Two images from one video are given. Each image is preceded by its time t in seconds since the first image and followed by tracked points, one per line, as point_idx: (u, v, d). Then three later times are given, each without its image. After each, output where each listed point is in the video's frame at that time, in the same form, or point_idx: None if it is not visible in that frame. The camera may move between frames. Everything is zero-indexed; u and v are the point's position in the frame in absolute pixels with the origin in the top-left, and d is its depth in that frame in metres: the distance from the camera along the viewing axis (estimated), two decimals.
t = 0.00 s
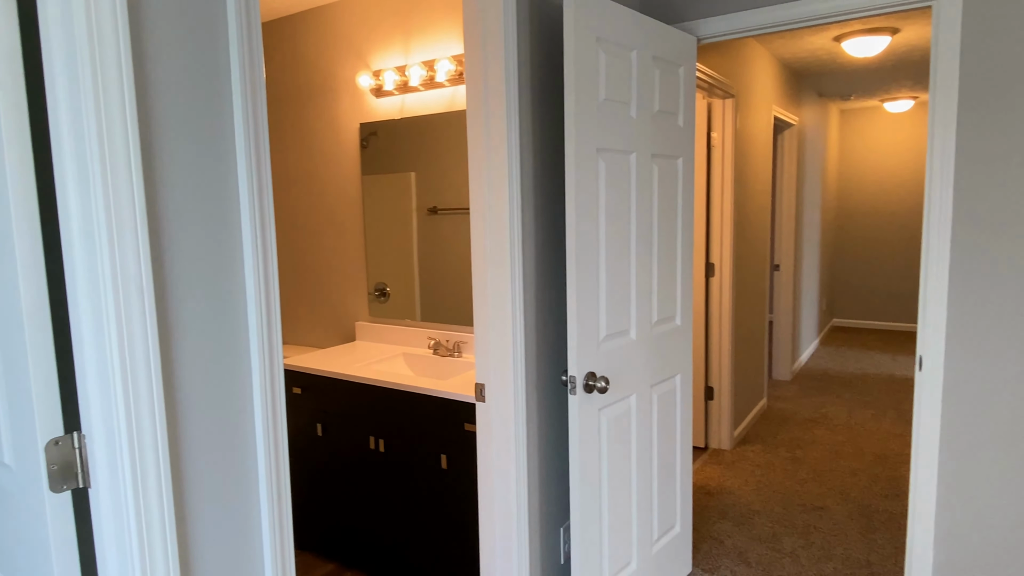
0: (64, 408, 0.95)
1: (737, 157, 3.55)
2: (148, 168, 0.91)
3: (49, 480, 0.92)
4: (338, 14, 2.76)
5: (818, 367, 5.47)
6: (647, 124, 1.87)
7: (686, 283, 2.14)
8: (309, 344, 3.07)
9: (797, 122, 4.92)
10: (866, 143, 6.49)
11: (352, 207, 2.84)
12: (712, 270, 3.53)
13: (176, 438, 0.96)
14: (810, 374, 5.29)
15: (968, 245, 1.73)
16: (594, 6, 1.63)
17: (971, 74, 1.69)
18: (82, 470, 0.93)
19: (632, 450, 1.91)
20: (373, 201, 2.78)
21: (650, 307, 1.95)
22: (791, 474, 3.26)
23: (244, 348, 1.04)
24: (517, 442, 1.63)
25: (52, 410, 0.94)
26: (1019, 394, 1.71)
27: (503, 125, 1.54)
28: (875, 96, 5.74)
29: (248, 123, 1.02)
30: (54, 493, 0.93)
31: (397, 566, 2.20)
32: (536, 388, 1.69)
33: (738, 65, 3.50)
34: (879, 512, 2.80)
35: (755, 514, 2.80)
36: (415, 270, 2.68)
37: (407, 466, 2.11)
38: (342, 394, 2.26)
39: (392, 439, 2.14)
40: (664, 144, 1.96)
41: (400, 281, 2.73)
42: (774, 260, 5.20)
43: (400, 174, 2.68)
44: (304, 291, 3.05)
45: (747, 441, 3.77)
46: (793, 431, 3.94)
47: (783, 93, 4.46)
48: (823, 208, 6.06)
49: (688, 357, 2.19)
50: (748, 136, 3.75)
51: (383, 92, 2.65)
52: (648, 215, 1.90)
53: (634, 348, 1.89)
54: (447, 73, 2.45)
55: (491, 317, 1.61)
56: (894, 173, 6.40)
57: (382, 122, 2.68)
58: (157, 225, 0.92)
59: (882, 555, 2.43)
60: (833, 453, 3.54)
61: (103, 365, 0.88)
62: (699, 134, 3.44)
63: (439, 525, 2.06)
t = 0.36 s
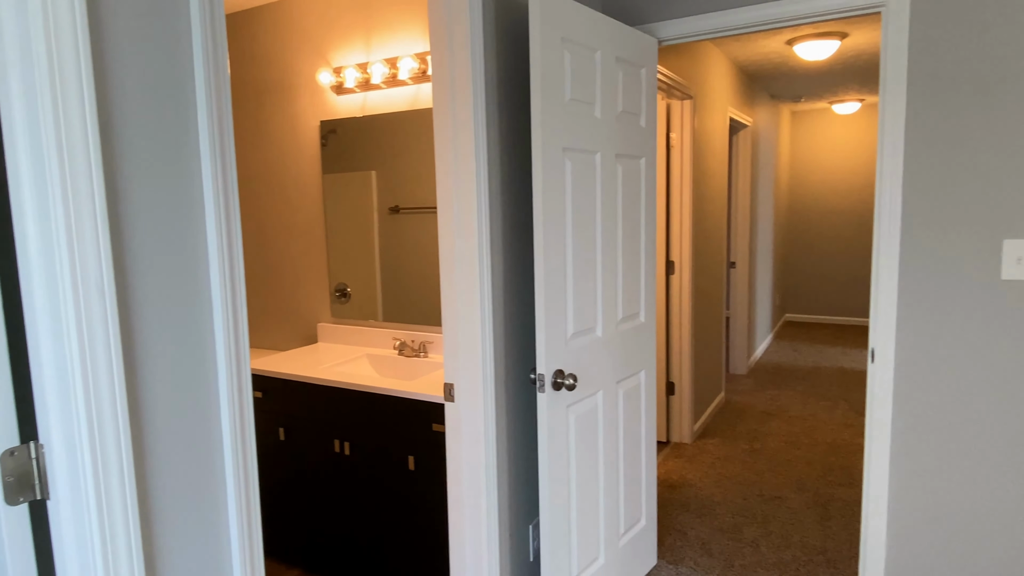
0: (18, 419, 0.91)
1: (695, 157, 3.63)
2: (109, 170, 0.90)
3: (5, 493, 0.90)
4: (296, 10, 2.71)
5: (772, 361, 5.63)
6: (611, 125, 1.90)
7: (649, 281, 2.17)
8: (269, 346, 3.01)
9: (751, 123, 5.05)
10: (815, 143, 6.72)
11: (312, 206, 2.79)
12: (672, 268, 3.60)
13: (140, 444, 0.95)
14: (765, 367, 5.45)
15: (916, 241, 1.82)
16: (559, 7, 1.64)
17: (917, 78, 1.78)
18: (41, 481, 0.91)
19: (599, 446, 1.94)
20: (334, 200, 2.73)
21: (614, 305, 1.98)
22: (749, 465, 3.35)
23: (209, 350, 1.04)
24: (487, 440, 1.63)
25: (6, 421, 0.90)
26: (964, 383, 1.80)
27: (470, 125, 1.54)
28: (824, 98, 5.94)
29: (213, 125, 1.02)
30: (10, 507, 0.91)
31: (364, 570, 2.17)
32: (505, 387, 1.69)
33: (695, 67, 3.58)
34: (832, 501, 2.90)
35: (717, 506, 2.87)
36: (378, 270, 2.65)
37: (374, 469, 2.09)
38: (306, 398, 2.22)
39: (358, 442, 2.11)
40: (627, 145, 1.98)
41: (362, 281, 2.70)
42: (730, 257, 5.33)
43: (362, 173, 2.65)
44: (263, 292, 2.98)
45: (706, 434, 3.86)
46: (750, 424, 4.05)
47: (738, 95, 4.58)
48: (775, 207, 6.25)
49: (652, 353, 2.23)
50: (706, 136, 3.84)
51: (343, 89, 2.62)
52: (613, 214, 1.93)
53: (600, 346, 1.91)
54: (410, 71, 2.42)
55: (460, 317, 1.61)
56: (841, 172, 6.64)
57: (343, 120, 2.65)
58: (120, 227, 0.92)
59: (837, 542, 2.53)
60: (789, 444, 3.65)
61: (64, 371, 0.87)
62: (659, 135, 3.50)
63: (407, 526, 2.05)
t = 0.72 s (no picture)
0: None
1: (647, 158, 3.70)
2: (46, 165, 0.87)
3: None
4: (244, 4, 2.64)
5: (722, 356, 5.78)
6: (565, 125, 1.91)
7: (604, 279, 2.21)
8: (218, 350, 2.92)
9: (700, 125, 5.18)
10: (761, 144, 6.94)
11: (262, 206, 2.73)
12: (626, 266, 3.65)
13: (83, 451, 0.92)
14: (715, 362, 5.60)
15: (856, 239, 1.90)
16: (513, 8, 1.65)
17: (855, 84, 1.86)
18: None
19: (557, 443, 1.95)
20: (285, 200, 2.68)
21: (570, 303, 2.00)
22: (701, 458, 3.44)
23: (156, 353, 1.01)
24: (445, 440, 1.62)
25: None
26: (900, 373, 1.89)
27: (424, 124, 1.53)
28: (769, 101, 6.13)
29: (159, 120, 0.99)
30: None
31: None
32: (463, 386, 1.69)
33: (647, 69, 3.64)
34: (780, 490, 3.00)
35: (671, 498, 2.94)
36: (332, 271, 2.61)
37: (330, 472, 2.06)
38: (258, 402, 2.17)
39: (312, 446, 2.08)
40: (581, 145, 2.01)
41: (316, 282, 2.65)
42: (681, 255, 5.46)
43: (314, 172, 2.61)
44: (212, 295, 2.90)
45: (660, 429, 3.94)
46: (702, 417, 4.16)
47: (688, 97, 4.69)
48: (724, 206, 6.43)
49: (606, 351, 2.26)
50: (657, 137, 3.91)
51: (294, 87, 2.57)
52: (567, 214, 1.95)
53: (556, 344, 1.92)
54: (363, 69, 2.39)
55: (417, 316, 1.60)
56: (786, 173, 6.88)
57: (294, 118, 2.59)
58: (59, 225, 0.89)
59: (785, 529, 2.62)
60: (739, 436, 3.76)
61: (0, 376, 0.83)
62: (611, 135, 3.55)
63: (364, 530, 2.02)
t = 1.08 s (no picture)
0: None
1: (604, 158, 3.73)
2: None
3: None
4: None
5: (680, 354, 5.88)
6: (521, 125, 1.91)
7: (561, 279, 2.21)
8: (166, 355, 2.82)
9: (656, 126, 5.26)
10: (716, 145, 7.09)
11: (211, 206, 2.64)
12: (584, 266, 3.68)
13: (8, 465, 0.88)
14: (673, 360, 5.69)
15: (804, 238, 1.95)
16: (465, 6, 1.63)
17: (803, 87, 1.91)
18: None
19: (515, 444, 1.95)
20: (236, 200, 2.60)
21: (527, 303, 1.99)
22: (659, 454, 3.49)
23: (87, 359, 0.97)
24: (400, 443, 1.60)
25: None
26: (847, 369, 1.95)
27: (375, 123, 1.51)
28: (723, 103, 6.26)
29: (88, 118, 0.96)
30: None
31: None
32: (418, 389, 1.67)
33: (603, 70, 3.67)
34: (735, 484, 3.07)
35: (629, 495, 2.97)
36: (286, 272, 2.55)
37: (283, 480, 2.01)
38: (207, 409, 2.10)
39: (264, 453, 2.02)
40: (537, 145, 2.01)
41: (269, 284, 2.58)
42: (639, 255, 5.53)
43: (268, 171, 2.55)
44: (159, 298, 2.80)
45: (619, 426, 3.97)
46: (660, 414, 4.22)
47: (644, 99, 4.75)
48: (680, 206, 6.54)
49: (564, 350, 2.27)
50: (614, 138, 3.95)
51: (243, 84, 2.50)
52: (524, 214, 1.94)
53: (513, 344, 1.91)
54: (315, 66, 2.34)
55: (370, 319, 1.57)
56: (740, 173, 7.04)
57: (245, 116, 2.53)
58: None
59: (739, 523, 2.67)
60: (695, 432, 3.83)
61: None
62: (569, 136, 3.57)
63: (318, 538, 1.98)
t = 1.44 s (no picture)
0: None
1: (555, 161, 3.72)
2: None
3: None
4: None
5: (633, 355, 5.93)
6: (464, 127, 1.87)
7: (508, 283, 2.18)
8: (95, 366, 2.68)
9: (607, 129, 5.29)
10: (667, 148, 7.19)
11: (143, 208, 2.52)
12: (536, 269, 3.66)
13: None
14: (626, 361, 5.74)
15: (745, 241, 1.98)
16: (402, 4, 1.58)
17: (744, 91, 1.93)
18: None
19: (460, 452, 1.90)
20: (171, 203, 2.48)
21: (473, 308, 1.95)
22: (611, 456, 3.50)
23: None
24: (337, 456, 1.54)
25: None
26: (788, 369, 1.99)
27: (308, 124, 1.45)
28: (673, 107, 6.35)
29: None
30: None
31: None
32: (357, 399, 1.61)
33: (552, 73, 3.66)
34: (685, 484, 3.09)
35: (581, 499, 2.96)
36: (228, 277, 2.45)
37: (217, 495, 1.92)
38: (135, 423, 1.99)
39: (197, 468, 1.93)
40: (481, 147, 1.97)
41: (208, 290, 2.47)
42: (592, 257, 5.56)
43: (207, 172, 2.44)
44: (88, 306, 2.65)
45: (572, 429, 3.97)
46: (612, 415, 4.23)
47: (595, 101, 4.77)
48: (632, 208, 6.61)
49: (512, 355, 2.23)
50: (565, 140, 3.95)
51: (176, 81, 2.39)
52: (468, 217, 1.90)
53: (458, 350, 1.87)
54: (251, 64, 2.25)
55: (303, 327, 1.51)
56: (690, 176, 7.16)
57: (179, 114, 2.41)
58: None
59: (688, 523, 2.69)
60: (647, 432, 3.86)
61: None
62: (518, 139, 3.54)
63: (255, 555, 1.89)
